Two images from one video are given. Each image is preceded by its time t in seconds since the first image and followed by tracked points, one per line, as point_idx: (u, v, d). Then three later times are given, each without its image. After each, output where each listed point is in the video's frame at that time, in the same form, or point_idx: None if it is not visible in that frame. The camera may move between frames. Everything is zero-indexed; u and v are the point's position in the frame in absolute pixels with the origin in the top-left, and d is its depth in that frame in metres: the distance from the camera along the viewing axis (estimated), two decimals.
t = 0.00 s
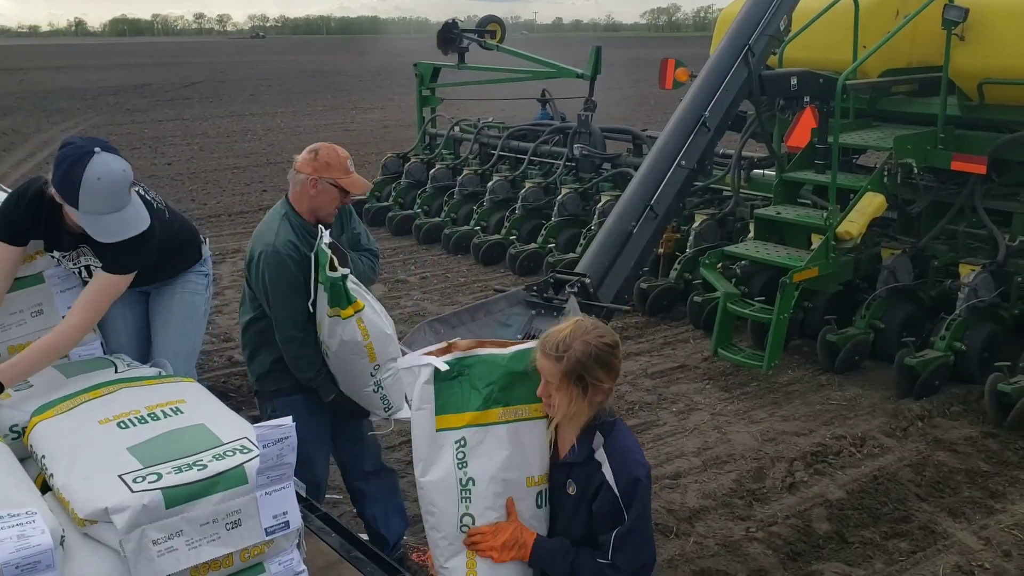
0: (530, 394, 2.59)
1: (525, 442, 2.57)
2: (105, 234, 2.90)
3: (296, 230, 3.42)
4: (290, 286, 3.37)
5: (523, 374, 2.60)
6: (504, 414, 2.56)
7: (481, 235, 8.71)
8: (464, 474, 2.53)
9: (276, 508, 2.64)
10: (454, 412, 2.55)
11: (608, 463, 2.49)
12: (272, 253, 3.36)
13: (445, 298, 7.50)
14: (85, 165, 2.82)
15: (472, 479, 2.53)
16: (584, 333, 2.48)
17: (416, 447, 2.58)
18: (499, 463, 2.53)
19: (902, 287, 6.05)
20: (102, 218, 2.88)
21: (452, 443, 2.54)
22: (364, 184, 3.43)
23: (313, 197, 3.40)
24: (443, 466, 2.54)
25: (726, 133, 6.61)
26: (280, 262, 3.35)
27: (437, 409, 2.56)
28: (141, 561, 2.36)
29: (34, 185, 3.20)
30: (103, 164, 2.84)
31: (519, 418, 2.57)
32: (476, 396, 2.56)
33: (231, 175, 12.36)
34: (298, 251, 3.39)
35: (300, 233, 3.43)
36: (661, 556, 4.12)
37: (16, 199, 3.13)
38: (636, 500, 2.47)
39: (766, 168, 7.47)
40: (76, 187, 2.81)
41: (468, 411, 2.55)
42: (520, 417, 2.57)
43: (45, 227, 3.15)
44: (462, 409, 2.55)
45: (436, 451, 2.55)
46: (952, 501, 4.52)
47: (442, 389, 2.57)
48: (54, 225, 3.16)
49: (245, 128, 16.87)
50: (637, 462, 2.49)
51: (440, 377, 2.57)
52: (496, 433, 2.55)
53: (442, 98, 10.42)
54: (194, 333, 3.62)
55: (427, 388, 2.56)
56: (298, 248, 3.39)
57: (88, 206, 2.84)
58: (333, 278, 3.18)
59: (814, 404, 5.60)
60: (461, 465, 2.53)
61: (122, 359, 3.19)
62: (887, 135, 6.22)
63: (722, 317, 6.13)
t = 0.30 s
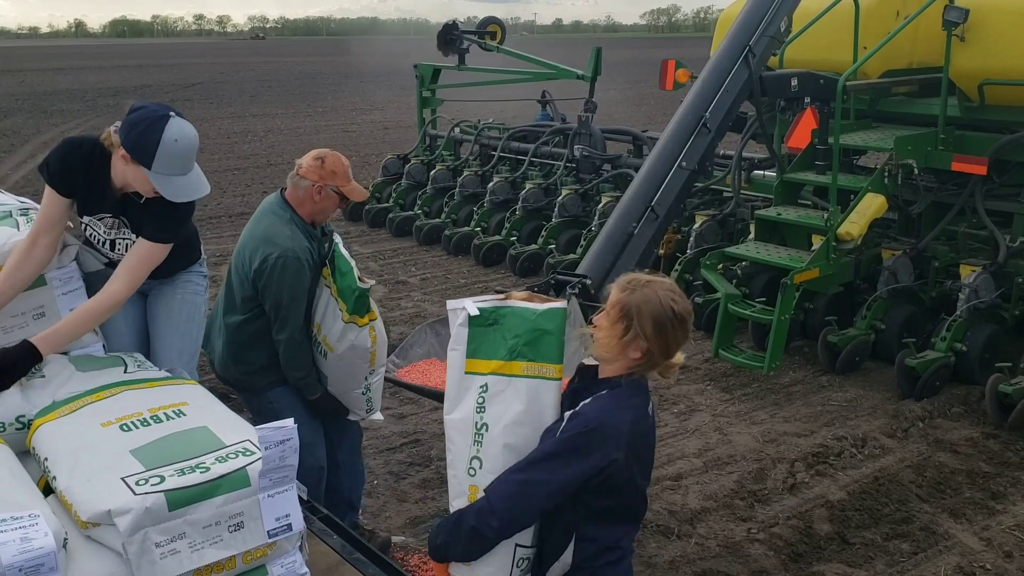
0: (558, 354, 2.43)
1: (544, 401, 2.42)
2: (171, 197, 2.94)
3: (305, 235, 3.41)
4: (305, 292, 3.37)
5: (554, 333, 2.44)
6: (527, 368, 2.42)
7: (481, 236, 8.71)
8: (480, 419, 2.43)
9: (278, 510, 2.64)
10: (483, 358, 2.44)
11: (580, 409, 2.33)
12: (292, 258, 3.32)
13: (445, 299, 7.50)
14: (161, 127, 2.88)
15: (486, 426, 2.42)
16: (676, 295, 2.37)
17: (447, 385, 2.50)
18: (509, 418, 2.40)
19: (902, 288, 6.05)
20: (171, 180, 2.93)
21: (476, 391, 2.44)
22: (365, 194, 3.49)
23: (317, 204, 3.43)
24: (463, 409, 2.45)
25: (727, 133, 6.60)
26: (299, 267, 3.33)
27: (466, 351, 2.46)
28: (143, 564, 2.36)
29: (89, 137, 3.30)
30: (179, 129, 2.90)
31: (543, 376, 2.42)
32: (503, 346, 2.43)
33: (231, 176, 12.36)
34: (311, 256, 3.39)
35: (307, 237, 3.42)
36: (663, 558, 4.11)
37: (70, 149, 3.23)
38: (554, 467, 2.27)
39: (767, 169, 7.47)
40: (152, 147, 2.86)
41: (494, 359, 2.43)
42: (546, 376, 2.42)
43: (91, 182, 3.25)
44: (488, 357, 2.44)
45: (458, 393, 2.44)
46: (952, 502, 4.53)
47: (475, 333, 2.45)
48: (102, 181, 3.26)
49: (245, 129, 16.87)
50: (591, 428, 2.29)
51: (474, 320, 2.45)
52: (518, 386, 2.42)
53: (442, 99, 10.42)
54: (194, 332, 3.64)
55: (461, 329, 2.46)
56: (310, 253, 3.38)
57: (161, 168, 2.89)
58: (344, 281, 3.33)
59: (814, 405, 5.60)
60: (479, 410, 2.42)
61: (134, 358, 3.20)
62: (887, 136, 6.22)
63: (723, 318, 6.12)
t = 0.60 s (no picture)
0: (581, 363, 2.46)
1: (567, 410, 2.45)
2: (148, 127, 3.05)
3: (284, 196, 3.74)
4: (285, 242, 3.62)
5: (579, 341, 2.46)
6: (551, 375, 2.46)
7: (480, 237, 8.72)
8: (505, 423, 2.47)
9: (278, 512, 2.64)
10: (509, 363, 2.49)
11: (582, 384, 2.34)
12: (269, 209, 3.60)
13: (445, 300, 7.50)
14: (147, 59, 3.04)
15: (510, 429, 2.46)
16: (695, 280, 2.40)
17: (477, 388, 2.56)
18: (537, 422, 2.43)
19: (901, 288, 6.05)
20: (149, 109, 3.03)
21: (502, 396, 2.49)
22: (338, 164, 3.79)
23: (294, 171, 3.73)
24: (490, 412, 2.50)
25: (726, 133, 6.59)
26: (275, 217, 3.60)
27: (495, 356, 2.51)
28: (143, 566, 2.36)
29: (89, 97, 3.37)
30: (165, 64, 3.06)
31: (566, 383, 2.45)
32: (528, 352, 2.47)
33: (230, 177, 12.34)
34: (286, 210, 3.66)
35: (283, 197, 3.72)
36: (662, 559, 4.11)
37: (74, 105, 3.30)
38: (558, 457, 2.27)
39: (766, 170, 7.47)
40: (136, 73, 3.02)
41: (521, 364, 2.48)
42: (568, 384, 2.45)
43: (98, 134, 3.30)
44: (513, 362, 2.49)
45: (486, 396, 2.51)
46: (952, 502, 4.52)
47: (506, 338, 2.49)
48: (106, 134, 3.30)
49: (244, 131, 16.86)
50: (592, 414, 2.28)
51: (503, 326, 2.49)
52: (542, 393, 2.46)
53: (440, 100, 10.42)
54: (216, 320, 3.64)
55: (491, 335, 2.50)
56: (286, 208, 3.67)
57: (142, 93, 3.02)
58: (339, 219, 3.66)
59: (814, 406, 5.60)
60: (504, 414, 2.47)
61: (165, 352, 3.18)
62: (886, 137, 6.22)
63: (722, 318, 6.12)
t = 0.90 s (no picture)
0: (580, 346, 2.59)
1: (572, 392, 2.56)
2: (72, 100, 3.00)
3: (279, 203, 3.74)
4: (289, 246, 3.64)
5: (578, 326, 2.61)
6: (552, 361, 2.56)
7: (479, 237, 8.71)
8: (510, 412, 2.54)
9: (277, 514, 2.65)
10: (510, 355, 2.57)
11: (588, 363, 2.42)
12: (268, 219, 3.63)
13: (444, 300, 7.49)
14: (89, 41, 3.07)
15: (516, 417, 2.53)
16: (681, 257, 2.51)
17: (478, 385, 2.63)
18: (542, 410, 2.52)
19: (901, 288, 6.05)
20: (76, 84, 3.00)
21: (506, 387, 2.56)
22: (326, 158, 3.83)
23: (285, 171, 3.76)
24: (494, 404, 2.57)
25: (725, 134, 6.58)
26: (276, 222, 3.62)
27: (496, 351, 2.58)
28: (141, 568, 2.35)
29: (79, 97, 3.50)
30: (99, 39, 3.05)
31: (566, 368, 2.56)
32: (528, 342, 2.57)
33: (228, 178, 12.32)
34: (286, 217, 3.70)
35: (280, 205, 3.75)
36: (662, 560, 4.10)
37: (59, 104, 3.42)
38: (567, 435, 2.34)
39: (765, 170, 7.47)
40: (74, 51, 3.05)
41: (521, 355, 2.56)
42: (569, 368, 2.57)
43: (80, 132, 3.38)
44: (515, 353, 2.57)
45: (491, 389, 2.58)
46: (952, 503, 4.52)
47: (504, 333, 2.58)
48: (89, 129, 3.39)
49: (242, 131, 16.83)
50: (596, 391, 2.36)
51: (502, 321, 2.57)
52: (544, 379, 2.55)
53: (439, 101, 10.40)
54: (228, 325, 3.59)
55: (491, 332, 2.58)
56: (285, 214, 3.71)
57: (72, 70, 3.02)
58: (340, 215, 3.65)
59: (813, 406, 5.59)
60: (508, 404, 2.55)
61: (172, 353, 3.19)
62: (886, 137, 6.22)
63: (722, 318, 6.11)
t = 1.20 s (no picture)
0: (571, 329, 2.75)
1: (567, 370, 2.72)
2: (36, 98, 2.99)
3: (319, 204, 3.78)
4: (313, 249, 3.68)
5: (566, 310, 2.76)
6: (544, 343, 2.72)
7: (477, 239, 8.70)
8: (507, 391, 2.71)
9: (275, 517, 2.61)
10: (504, 339, 2.73)
11: (573, 344, 2.56)
12: (303, 216, 3.67)
13: (442, 302, 7.48)
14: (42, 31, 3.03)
15: (513, 396, 2.70)
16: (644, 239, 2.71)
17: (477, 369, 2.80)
18: (534, 388, 2.68)
19: (899, 290, 6.05)
20: (38, 81, 3.00)
21: (501, 369, 2.73)
22: (374, 169, 3.81)
23: (330, 177, 3.76)
24: (493, 385, 2.74)
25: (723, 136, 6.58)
26: (307, 224, 3.66)
27: (490, 336, 2.75)
28: (137, 573, 2.33)
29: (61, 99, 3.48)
30: (52, 32, 3.01)
31: (558, 350, 2.72)
32: (521, 327, 2.73)
33: (226, 179, 12.30)
34: (320, 220, 3.72)
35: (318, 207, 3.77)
36: (661, 562, 4.09)
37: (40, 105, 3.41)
38: (558, 411, 2.49)
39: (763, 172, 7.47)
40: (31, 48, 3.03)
41: (515, 339, 2.73)
42: (560, 350, 2.72)
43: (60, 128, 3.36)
44: (508, 337, 2.74)
45: (487, 373, 2.75)
46: (951, 505, 4.52)
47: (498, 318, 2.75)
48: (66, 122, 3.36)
49: (240, 133, 16.81)
50: (581, 369, 2.50)
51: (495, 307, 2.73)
52: (538, 360, 2.71)
53: (437, 102, 10.39)
54: (216, 326, 3.59)
55: (485, 318, 2.75)
56: (319, 217, 3.73)
57: (33, 67, 3.01)
58: (371, 243, 3.67)
59: (812, 408, 5.59)
60: (505, 384, 2.71)
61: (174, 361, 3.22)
62: (884, 139, 6.22)
63: (721, 320, 6.11)
